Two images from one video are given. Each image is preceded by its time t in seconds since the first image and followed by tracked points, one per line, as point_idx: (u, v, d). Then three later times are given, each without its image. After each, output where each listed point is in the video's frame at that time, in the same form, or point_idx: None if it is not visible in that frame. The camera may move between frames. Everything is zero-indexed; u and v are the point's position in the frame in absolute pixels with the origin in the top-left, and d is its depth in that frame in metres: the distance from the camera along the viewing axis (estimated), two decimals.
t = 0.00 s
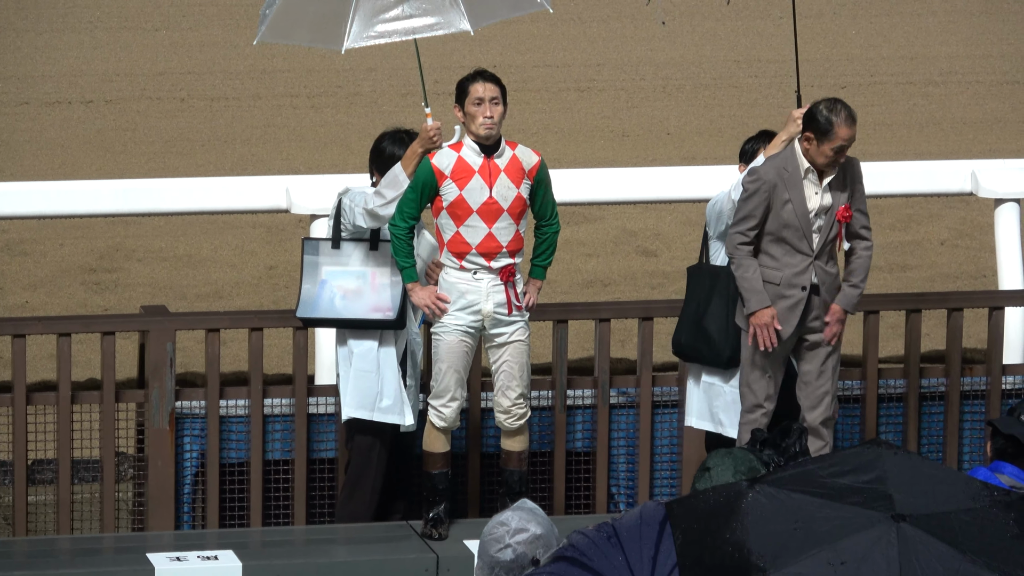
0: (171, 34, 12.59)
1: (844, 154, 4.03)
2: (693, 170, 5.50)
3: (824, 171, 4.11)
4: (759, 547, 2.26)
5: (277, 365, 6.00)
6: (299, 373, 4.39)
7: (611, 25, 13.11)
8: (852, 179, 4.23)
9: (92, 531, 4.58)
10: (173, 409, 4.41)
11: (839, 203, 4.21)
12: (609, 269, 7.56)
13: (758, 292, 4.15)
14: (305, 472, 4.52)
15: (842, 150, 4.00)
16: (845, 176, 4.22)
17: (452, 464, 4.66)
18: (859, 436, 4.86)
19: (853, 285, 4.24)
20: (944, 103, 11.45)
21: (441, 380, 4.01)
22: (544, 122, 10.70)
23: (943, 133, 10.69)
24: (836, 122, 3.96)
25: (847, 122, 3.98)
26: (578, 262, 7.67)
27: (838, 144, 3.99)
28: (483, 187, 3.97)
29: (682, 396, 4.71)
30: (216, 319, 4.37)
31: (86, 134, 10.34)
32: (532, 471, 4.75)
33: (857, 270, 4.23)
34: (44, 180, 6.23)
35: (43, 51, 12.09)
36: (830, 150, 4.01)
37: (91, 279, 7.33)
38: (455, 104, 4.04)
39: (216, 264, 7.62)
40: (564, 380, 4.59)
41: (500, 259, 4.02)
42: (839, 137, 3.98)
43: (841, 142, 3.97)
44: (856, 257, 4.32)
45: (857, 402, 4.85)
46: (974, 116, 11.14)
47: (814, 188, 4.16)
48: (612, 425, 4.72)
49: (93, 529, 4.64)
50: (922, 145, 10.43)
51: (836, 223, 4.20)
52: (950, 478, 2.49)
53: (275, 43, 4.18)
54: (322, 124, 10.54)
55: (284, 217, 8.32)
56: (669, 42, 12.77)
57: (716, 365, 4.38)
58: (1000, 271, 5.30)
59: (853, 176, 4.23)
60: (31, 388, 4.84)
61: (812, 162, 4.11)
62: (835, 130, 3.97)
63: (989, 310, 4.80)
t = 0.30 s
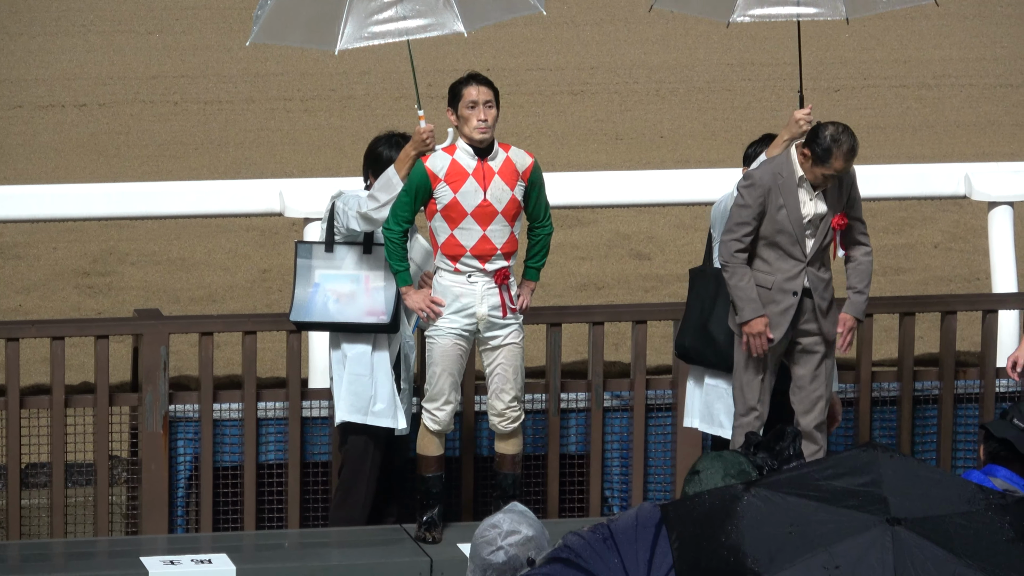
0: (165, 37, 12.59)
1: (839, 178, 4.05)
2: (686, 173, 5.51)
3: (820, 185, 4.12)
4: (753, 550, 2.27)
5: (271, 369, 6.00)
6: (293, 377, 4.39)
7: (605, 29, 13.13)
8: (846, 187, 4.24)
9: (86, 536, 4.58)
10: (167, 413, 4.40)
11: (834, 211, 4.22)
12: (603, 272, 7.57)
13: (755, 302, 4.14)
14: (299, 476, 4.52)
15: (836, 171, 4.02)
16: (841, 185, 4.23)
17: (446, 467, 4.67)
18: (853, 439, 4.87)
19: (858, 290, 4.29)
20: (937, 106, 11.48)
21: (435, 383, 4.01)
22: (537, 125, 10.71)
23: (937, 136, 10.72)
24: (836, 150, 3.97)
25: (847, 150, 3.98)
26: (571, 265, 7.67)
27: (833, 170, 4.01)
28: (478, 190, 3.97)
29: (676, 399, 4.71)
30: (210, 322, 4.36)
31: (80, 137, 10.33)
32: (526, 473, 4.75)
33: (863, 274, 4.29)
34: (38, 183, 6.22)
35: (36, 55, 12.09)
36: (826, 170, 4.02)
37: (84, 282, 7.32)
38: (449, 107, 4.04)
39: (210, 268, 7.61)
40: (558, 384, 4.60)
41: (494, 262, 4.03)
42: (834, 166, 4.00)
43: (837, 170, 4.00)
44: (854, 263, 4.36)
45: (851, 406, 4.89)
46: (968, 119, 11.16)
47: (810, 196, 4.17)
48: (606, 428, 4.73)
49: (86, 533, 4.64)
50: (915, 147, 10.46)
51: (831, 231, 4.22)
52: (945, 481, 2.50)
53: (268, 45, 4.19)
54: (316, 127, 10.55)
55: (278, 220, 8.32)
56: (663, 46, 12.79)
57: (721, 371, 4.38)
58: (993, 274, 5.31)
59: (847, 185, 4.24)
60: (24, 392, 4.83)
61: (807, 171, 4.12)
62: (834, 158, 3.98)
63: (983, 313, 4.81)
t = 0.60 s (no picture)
0: (160, 40, 12.59)
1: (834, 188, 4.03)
2: (680, 175, 5.52)
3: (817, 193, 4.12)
4: (752, 552, 2.27)
5: (266, 372, 6.00)
6: (288, 380, 4.39)
7: (600, 32, 13.14)
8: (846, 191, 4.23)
9: (81, 539, 4.58)
10: (162, 417, 4.40)
11: (834, 216, 4.22)
12: (598, 275, 7.57)
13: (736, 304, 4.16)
14: (294, 479, 4.52)
15: (829, 182, 3.99)
16: (841, 190, 4.23)
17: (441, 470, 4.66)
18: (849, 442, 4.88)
19: (862, 286, 4.32)
20: (931, 108, 11.51)
21: (431, 386, 4.01)
22: (531, 128, 10.72)
23: (931, 139, 10.74)
24: (831, 161, 3.94)
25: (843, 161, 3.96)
26: (566, 268, 7.68)
27: (828, 180, 3.99)
28: (473, 192, 3.97)
29: (671, 402, 4.72)
30: (205, 325, 4.36)
31: (75, 140, 10.33)
32: (522, 476, 4.75)
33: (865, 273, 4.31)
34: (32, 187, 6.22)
35: (30, 58, 12.08)
36: (821, 181, 4.01)
37: (79, 286, 7.32)
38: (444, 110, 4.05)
39: (205, 271, 7.61)
40: (553, 387, 4.59)
41: (489, 264, 4.04)
42: (828, 176, 3.98)
43: (830, 180, 3.98)
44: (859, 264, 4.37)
45: (846, 408, 4.88)
46: (962, 121, 11.19)
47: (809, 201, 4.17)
48: (602, 431, 4.74)
49: (82, 537, 4.64)
50: (909, 150, 10.48)
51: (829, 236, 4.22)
52: (944, 483, 2.50)
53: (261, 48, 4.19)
54: (311, 130, 10.55)
55: (272, 223, 8.32)
56: (657, 48, 12.80)
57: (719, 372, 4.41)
58: (988, 276, 5.32)
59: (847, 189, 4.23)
60: (20, 395, 4.83)
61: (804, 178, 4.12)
62: (829, 169, 3.95)
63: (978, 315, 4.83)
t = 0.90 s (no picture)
0: (160, 41, 12.59)
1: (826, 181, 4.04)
2: (681, 177, 5.51)
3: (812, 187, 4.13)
4: (755, 557, 2.27)
5: (266, 372, 6.00)
6: (288, 381, 4.39)
7: (600, 33, 13.14)
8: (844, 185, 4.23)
9: (81, 539, 4.57)
10: (162, 417, 4.40)
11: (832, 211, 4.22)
12: (598, 276, 7.57)
13: (743, 289, 4.17)
14: (294, 479, 4.52)
15: (820, 174, 4.01)
16: (839, 184, 4.23)
17: (441, 470, 4.65)
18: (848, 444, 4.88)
19: (855, 272, 4.27)
20: (931, 110, 11.52)
21: (431, 387, 4.01)
22: (532, 129, 10.72)
23: (932, 140, 10.75)
24: (819, 152, 3.97)
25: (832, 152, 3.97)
26: (566, 269, 7.68)
27: (818, 172, 4.01)
28: (474, 192, 3.97)
29: (671, 403, 4.72)
30: (204, 326, 4.36)
31: (75, 140, 10.33)
32: (521, 478, 4.74)
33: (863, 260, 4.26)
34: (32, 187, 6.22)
35: (30, 58, 12.08)
36: (813, 174, 4.03)
37: (79, 286, 7.32)
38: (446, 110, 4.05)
39: (205, 271, 7.61)
40: (553, 388, 4.59)
41: (489, 265, 4.04)
42: (816, 167, 4.00)
43: (820, 172, 3.99)
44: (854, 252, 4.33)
45: (846, 409, 4.88)
46: (962, 123, 11.20)
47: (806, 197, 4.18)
48: (602, 432, 4.73)
49: (81, 537, 4.64)
50: (909, 151, 10.49)
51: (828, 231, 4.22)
52: (945, 483, 2.50)
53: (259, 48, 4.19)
54: (311, 131, 10.56)
55: (272, 224, 8.33)
56: (657, 49, 12.80)
57: (720, 376, 4.41)
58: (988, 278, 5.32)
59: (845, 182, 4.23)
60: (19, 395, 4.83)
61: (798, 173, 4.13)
62: (817, 160, 3.97)
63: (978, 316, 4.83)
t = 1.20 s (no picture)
0: (161, 41, 12.59)
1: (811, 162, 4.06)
2: (682, 178, 5.51)
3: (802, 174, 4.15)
4: (755, 555, 2.26)
5: (266, 373, 6.01)
6: (288, 381, 4.40)
7: (601, 34, 13.14)
8: (839, 179, 4.22)
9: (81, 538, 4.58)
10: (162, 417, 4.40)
11: (827, 203, 4.21)
12: (599, 277, 7.58)
13: (756, 270, 4.18)
14: (294, 479, 4.52)
15: (806, 156, 4.03)
16: (836, 177, 4.22)
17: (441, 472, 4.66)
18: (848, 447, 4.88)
19: (851, 266, 4.19)
20: (933, 112, 11.52)
21: (431, 388, 4.01)
22: (533, 131, 10.73)
23: (933, 143, 10.75)
24: (800, 131, 4.00)
25: (812, 129, 4.01)
26: (567, 270, 7.69)
27: (800, 151, 4.03)
28: (475, 193, 3.97)
29: (671, 404, 4.72)
30: (204, 326, 4.36)
31: (76, 140, 10.34)
32: (521, 479, 4.74)
33: (858, 251, 4.17)
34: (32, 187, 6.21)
35: (31, 58, 12.08)
36: (797, 158, 4.07)
37: (80, 285, 7.32)
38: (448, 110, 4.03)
39: (206, 271, 7.61)
40: (553, 389, 4.59)
41: (490, 265, 4.04)
42: (799, 148, 4.03)
43: (801, 149, 4.02)
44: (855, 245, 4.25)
45: (846, 411, 4.87)
46: (964, 126, 11.20)
47: (798, 187, 4.20)
48: (602, 433, 4.73)
49: (81, 536, 4.64)
50: (909, 154, 10.49)
51: (823, 224, 4.21)
52: (948, 486, 2.50)
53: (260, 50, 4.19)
54: (312, 131, 10.57)
55: (273, 224, 8.33)
56: (659, 50, 12.80)
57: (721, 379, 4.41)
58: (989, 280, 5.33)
59: (840, 175, 4.22)
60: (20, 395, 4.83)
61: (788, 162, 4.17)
62: (798, 138, 4.01)
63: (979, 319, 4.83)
